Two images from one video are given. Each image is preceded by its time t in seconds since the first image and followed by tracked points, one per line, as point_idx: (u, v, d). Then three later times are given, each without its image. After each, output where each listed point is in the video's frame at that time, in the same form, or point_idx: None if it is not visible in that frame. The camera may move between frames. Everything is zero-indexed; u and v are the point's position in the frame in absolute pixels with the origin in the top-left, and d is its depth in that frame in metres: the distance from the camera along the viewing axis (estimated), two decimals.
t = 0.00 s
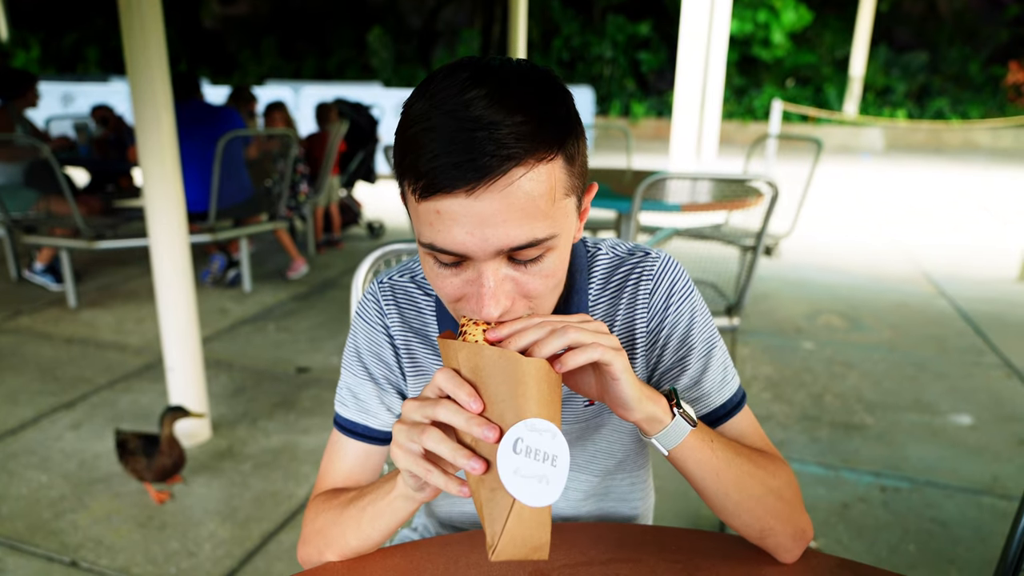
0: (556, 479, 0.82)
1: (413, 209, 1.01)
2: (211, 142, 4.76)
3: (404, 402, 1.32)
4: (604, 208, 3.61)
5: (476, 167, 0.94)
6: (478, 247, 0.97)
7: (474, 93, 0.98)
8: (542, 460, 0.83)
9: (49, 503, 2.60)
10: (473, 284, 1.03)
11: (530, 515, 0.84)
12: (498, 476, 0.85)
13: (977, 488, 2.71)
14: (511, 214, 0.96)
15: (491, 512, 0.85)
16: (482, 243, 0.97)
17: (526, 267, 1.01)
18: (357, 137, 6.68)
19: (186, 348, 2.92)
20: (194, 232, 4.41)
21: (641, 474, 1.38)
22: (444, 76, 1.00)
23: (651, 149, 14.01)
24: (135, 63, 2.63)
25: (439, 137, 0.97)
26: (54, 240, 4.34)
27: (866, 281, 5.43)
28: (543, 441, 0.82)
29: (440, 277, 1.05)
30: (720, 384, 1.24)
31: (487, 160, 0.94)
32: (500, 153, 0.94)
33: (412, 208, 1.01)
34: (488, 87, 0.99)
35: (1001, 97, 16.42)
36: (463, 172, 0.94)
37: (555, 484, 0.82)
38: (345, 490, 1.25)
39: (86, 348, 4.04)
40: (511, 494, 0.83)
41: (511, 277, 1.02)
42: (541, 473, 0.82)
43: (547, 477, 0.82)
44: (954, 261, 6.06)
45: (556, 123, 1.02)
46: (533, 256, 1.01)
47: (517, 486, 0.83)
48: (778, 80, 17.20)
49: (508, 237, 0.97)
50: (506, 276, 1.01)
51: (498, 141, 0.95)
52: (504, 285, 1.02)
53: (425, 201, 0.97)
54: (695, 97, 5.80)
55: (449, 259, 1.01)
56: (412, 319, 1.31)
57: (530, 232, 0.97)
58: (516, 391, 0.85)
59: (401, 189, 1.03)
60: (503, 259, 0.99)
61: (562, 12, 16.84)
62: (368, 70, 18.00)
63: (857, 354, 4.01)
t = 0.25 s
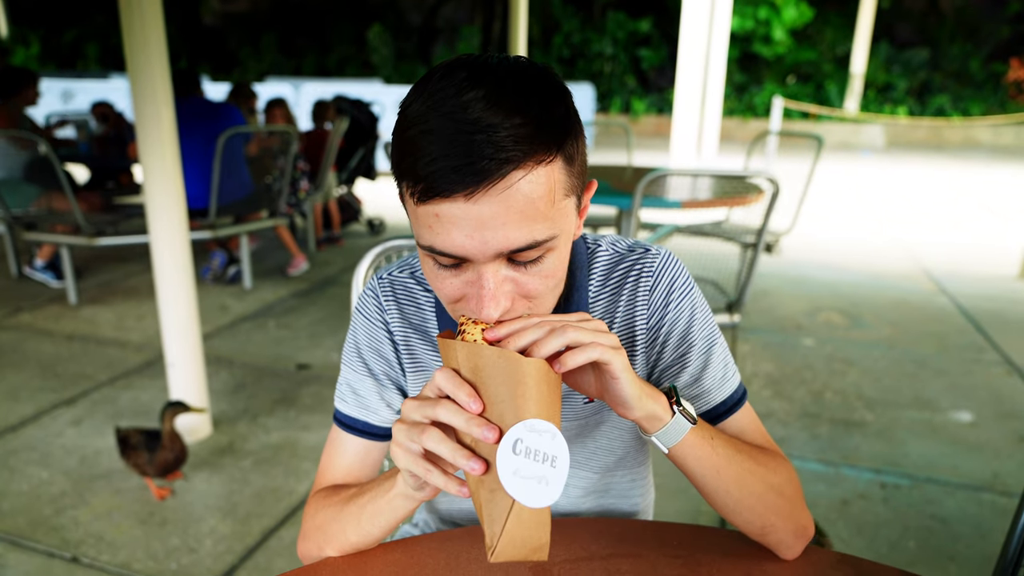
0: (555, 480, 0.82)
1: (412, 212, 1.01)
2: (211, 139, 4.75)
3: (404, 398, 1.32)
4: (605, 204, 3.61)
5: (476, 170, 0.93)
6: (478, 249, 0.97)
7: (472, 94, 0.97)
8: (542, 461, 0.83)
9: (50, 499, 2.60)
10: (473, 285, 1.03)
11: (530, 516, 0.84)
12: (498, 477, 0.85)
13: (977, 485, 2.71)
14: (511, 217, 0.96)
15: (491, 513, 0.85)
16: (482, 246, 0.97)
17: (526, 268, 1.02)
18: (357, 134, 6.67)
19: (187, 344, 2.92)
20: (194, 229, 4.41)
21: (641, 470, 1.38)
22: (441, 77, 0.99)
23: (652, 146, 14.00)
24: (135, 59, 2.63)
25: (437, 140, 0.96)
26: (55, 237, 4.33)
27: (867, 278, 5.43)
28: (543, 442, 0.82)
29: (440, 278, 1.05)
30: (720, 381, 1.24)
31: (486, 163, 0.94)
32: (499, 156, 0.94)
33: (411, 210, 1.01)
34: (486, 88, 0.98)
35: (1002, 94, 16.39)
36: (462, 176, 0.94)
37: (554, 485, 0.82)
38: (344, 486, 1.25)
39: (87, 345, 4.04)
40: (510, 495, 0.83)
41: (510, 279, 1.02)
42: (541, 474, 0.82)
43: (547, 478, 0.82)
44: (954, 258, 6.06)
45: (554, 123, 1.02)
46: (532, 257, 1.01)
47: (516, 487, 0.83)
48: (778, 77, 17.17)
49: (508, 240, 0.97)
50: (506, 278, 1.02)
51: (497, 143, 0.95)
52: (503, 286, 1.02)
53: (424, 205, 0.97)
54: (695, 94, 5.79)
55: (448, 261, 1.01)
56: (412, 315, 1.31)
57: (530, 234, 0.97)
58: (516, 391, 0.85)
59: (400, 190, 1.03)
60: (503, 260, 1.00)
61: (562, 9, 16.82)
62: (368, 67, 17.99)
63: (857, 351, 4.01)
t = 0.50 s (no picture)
0: (556, 477, 0.82)
1: (411, 209, 1.00)
2: (211, 135, 4.75)
3: (404, 393, 1.32)
4: (605, 201, 3.61)
5: (477, 167, 0.93)
6: (478, 247, 0.97)
7: (472, 91, 0.97)
8: (543, 457, 0.82)
9: (50, 495, 2.61)
10: (473, 282, 1.02)
11: (531, 513, 0.84)
12: (499, 475, 0.84)
13: (976, 482, 2.71)
14: (512, 214, 0.96)
15: (493, 510, 0.85)
16: (483, 243, 0.97)
17: (527, 265, 1.01)
18: (357, 130, 6.66)
19: (187, 340, 2.92)
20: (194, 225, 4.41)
21: (641, 467, 1.38)
22: (441, 73, 0.99)
23: (652, 143, 13.99)
24: (135, 56, 2.62)
25: (438, 136, 0.96)
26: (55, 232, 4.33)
27: (867, 276, 5.43)
28: (544, 439, 0.82)
29: (441, 274, 1.05)
30: (720, 376, 1.24)
31: (487, 160, 0.93)
32: (500, 153, 0.94)
33: (411, 206, 1.00)
34: (486, 85, 0.98)
35: (1003, 92, 16.37)
36: (462, 173, 0.93)
37: (556, 482, 0.82)
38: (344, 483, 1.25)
39: (87, 341, 4.05)
40: (512, 493, 0.83)
41: (511, 275, 1.02)
42: (542, 472, 0.82)
43: (548, 475, 0.82)
44: (954, 257, 6.06)
45: (555, 120, 1.01)
46: (533, 253, 1.01)
47: (517, 484, 0.83)
48: (779, 75, 17.14)
49: (508, 237, 0.97)
50: (506, 275, 1.01)
51: (497, 141, 0.95)
52: (504, 282, 1.02)
53: (424, 202, 0.97)
54: (696, 92, 5.78)
55: (449, 258, 1.01)
56: (411, 309, 1.31)
57: (531, 231, 0.97)
58: (517, 389, 0.85)
59: (399, 187, 1.03)
60: (503, 257, 0.99)
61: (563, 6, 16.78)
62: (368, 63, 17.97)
63: (857, 348, 4.01)
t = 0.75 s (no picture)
0: (558, 477, 0.82)
1: (410, 203, 1.00)
2: (211, 132, 4.74)
3: (404, 388, 1.33)
4: (606, 199, 3.60)
5: (476, 160, 0.93)
6: (477, 240, 0.97)
7: (471, 85, 0.97)
8: (545, 458, 0.82)
9: (50, 491, 2.61)
10: (471, 276, 1.02)
11: (532, 514, 0.84)
12: (499, 475, 0.84)
13: (977, 480, 2.71)
14: (512, 207, 0.95)
15: (494, 511, 0.85)
16: (481, 236, 0.96)
17: (525, 259, 1.01)
18: (357, 128, 6.61)
19: (187, 337, 2.92)
20: (194, 222, 4.40)
21: (641, 463, 1.38)
22: (440, 67, 0.99)
23: (652, 141, 13.99)
24: (135, 53, 2.62)
25: (436, 129, 0.96)
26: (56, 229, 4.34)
27: (867, 273, 5.43)
28: (545, 439, 0.82)
29: (440, 269, 1.04)
30: (720, 371, 1.24)
31: (486, 153, 0.93)
32: (498, 146, 0.93)
33: (409, 199, 1.00)
34: (484, 79, 0.97)
35: (1003, 90, 16.36)
36: (460, 167, 0.93)
37: (557, 482, 0.82)
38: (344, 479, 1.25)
39: (87, 338, 4.05)
40: (513, 494, 0.83)
41: (509, 269, 1.01)
42: (543, 472, 0.82)
43: (549, 475, 0.82)
44: (954, 254, 6.06)
45: (553, 114, 1.01)
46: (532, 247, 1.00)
47: (518, 484, 0.83)
48: (779, 72, 17.12)
49: (507, 231, 0.96)
50: (505, 268, 1.01)
51: (495, 134, 0.94)
52: (502, 276, 1.01)
53: (423, 195, 0.96)
54: (696, 89, 5.78)
55: (447, 252, 1.00)
56: (411, 304, 1.31)
57: (529, 225, 0.97)
58: (518, 389, 0.84)
59: (397, 181, 1.02)
60: (502, 250, 0.99)
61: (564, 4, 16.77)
62: (368, 60, 17.95)
63: (857, 346, 4.01)
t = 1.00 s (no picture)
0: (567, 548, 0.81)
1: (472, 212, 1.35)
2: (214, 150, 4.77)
3: (423, 389, 1.36)
4: (607, 211, 3.61)
5: (543, 66, 1.18)
6: (544, 132, 1.16)
7: (481, 107, 1.21)
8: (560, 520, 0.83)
9: (54, 511, 2.61)
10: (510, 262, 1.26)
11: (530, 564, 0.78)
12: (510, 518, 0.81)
13: (985, 489, 2.69)
14: (573, 102, 1.17)
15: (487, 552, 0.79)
16: (547, 127, 1.16)
17: (579, 168, 1.18)
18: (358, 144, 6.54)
19: (191, 355, 2.92)
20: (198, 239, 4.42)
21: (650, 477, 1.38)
22: (465, 99, 1.26)
23: (653, 152, 14.03)
24: (139, 73, 2.64)
25: (509, 54, 1.20)
26: (56, 247, 4.24)
27: (870, 282, 5.42)
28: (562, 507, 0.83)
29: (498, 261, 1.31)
30: (729, 381, 1.26)
31: (553, 60, 1.19)
32: (562, 58, 1.19)
33: (482, 116, 1.21)
34: (489, 96, 1.20)
35: (1003, 98, 16.38)
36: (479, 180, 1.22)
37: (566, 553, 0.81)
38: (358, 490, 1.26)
39: (91, 356, 4.05)
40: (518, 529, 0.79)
41: (566, 175, 1.17)
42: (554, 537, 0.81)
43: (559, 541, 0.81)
44: (958, 262, 6.04)
45: (547, 112, 1.16)
46: (583, 157, 1.18)
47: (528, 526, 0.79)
48: (779, 82, 17.18)
49: (569, 122, 1.16)
50: (562, 172, 1.17)
51: (497, 145, 1.18)
52: (561, 178, 1.17)
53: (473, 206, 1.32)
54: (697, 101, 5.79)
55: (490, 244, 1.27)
56: (435, 306, 1.35)
57: (587, 125, 1.17)
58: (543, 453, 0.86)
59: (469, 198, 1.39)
60: (562, 151, 1.17)
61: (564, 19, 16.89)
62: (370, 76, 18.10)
63: (862, 355, 4.00)
